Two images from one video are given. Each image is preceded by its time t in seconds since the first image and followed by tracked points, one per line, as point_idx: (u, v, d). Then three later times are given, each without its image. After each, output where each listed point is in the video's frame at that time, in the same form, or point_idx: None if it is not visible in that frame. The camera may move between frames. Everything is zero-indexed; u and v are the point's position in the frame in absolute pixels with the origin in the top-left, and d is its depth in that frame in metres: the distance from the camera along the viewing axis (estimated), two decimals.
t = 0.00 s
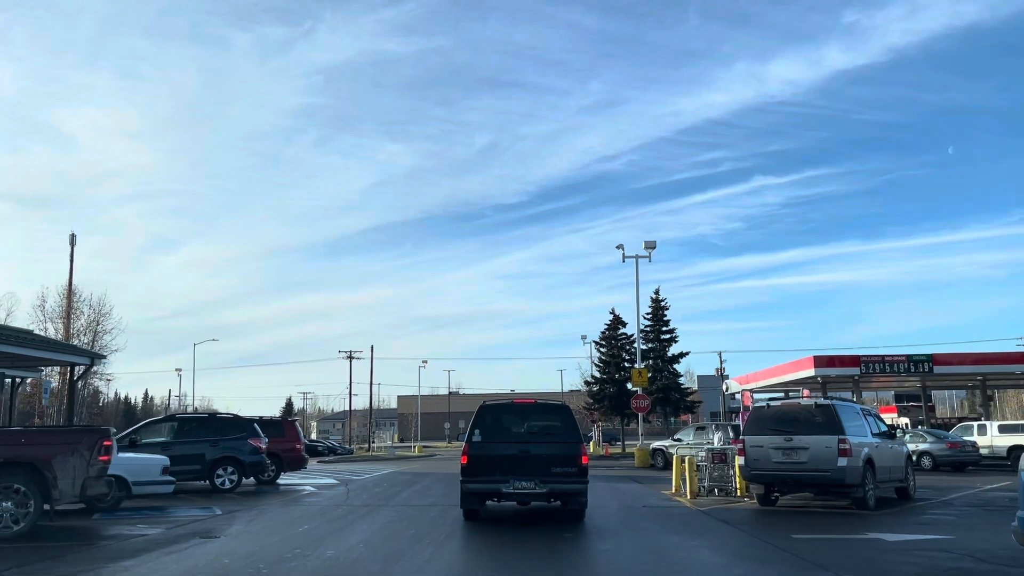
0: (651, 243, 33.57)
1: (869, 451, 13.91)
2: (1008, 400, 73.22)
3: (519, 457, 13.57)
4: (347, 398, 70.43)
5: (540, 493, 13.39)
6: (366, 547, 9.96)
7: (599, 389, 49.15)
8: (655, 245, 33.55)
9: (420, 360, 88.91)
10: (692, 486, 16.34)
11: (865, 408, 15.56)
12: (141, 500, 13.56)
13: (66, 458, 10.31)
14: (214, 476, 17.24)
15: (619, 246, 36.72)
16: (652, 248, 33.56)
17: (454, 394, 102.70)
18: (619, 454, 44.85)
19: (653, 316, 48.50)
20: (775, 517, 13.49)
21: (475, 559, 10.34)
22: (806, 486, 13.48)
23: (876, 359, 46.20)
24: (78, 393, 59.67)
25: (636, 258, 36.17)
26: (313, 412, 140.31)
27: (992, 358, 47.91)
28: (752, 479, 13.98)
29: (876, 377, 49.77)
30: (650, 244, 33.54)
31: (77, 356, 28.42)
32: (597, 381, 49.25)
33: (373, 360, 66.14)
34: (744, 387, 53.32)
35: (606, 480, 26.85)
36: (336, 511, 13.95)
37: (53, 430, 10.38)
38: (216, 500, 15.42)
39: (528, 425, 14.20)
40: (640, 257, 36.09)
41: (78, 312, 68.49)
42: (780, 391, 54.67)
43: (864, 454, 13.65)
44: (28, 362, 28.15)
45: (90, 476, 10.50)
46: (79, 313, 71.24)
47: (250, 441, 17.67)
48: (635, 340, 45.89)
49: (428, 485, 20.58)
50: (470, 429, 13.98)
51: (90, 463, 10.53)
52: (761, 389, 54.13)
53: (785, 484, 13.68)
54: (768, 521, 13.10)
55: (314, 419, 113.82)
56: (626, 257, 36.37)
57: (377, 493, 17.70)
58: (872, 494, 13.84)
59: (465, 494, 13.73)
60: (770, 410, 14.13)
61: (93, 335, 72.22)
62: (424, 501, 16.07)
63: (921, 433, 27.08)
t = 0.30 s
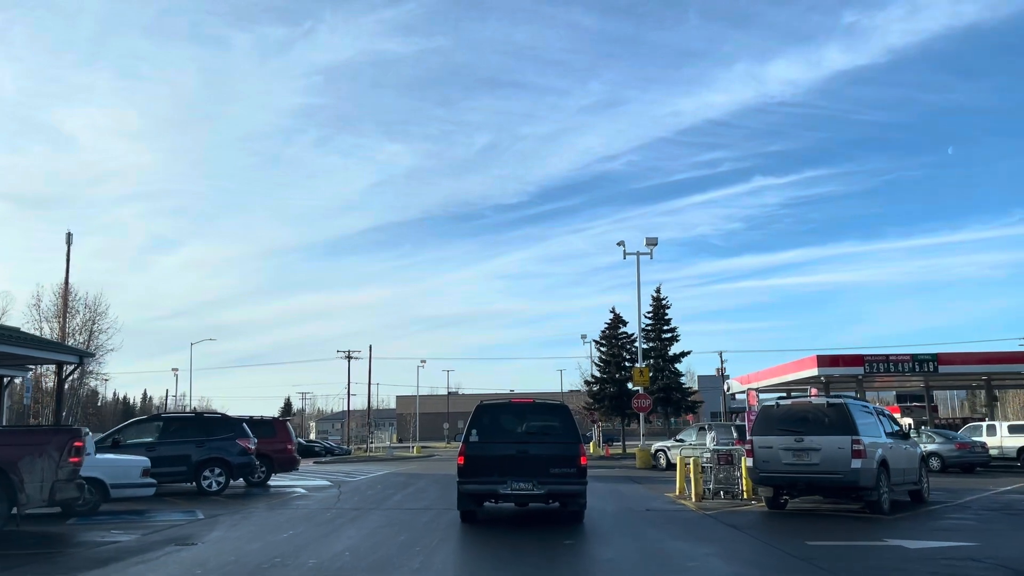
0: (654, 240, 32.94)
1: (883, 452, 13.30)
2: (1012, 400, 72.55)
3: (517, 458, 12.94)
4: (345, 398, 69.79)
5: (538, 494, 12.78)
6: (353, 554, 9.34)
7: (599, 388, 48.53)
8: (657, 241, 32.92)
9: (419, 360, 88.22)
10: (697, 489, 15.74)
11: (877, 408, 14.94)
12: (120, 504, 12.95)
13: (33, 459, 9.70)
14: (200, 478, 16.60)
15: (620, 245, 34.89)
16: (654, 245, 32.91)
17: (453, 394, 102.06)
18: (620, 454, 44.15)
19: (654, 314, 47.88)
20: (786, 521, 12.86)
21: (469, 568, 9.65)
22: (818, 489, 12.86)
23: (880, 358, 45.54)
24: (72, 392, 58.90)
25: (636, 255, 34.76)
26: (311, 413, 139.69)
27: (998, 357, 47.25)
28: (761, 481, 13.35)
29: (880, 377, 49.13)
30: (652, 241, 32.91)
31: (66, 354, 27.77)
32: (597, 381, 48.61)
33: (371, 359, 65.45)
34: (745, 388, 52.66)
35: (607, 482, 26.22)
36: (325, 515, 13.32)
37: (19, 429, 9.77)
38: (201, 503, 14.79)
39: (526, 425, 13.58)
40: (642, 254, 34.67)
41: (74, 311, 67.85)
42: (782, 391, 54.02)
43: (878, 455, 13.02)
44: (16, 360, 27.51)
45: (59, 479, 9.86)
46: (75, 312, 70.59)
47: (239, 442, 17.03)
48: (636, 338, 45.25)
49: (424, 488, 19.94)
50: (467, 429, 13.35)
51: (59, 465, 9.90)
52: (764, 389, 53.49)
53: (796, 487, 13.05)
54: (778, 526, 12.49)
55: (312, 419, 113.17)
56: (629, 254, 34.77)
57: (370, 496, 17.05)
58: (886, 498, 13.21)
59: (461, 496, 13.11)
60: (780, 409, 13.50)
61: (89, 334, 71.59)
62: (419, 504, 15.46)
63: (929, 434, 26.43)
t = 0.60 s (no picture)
0: (655, 236, 32.33)
1: (899, 454, 12.68)
2: (1016, 400, 71.83)
3: (515, 459, 12.32)
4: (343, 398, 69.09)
5: (536, 495, 12.17)
6: (336, 563, 8.69)
7: (599, 388, 47.91)
8: (658, 237, 32.31)
9: (419, 359, 87.59)
10: (703, 492, 15.12)
11: (891, 407, 14.33)
12: (97, 508, 12.29)
13: None
14: (186, 479, 15.97)
15: (621, 242, 34.26)
16: (656, 241, 32.30)
17: (453, 394, 101.39)
18: (620, 455, 43.53)
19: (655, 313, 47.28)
20: (797, 526, 12.24)
21: None
22: (831, 491, 12.23)
23: (884, 357, 44.89)
24: (67, 393, 58.18)
25: (638, 255, 34.55)
26: (310, 413, 139.26)
27: (1003, 356, 46.62)
28: (771, 484, 12.73)
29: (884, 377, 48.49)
30: (654, 237, 32.30)
31: (54, 353, 27.15)
32: (597, 381, 47.96)
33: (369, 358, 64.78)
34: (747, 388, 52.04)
35: (608, 483, 25.57)
36: (313, 519, 12.70)
37: None
38: (185, 507, 14.18)
39: (524, 425, 12.93)
40: (642, 251, 34.53)
41: (69, 311, 67.19)
42: (785, 391, 53.34)
43: (895, 456, 12.40)
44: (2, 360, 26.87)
45: (24, 483, 9.23)
46: (71, 312, 69.95)
47: (226, 443, 16.39)
48: (637, 338, 44.64)
49: (419, 490, 19.28)
50: (463, 430, 12.72)
51: (23, 467, 9.27)
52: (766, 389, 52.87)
53: (808, 491, 12.42)
54: (789, 531, 11.88)
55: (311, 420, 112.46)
56: (630, 252, 34.55)
57: (363, 498, 16.41)
58: (903, 501, 12.60)
59: (458, 498, 12.47)
60: (792, 408, 12.88)
61: (85, 334, 70.90)
62: (413, 507, 14.84)
63: (938, 434, 25.80)
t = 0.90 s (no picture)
0: (657, 233, 31.67)
1: (917, 455, 12.06)
2: (1021, 401, 71.08)
3: (513, 460, 11.70)
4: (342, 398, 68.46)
5: (535, 498, 11.55)
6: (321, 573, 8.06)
7: (599, 388, 47.28)
8: (661, 234, 31.65)
9: (418, 359, 87.00)
10: (710, 495, 14.48)
11: (907, 406, 13.69)
12: (73, 513, 11.69)
13: None
14: (171, 482, 15.34)
15: (621, 236, 31.79)
16: (658, 238, 31.65)
17: (453, 394, 100.74)
18: (621, 455, 42.89)
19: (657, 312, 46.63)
20: (811, 531, 11.62)
21: None
22: (846, 495, 11.61)
23: (889, 357, 44.21)
24: (63, 392, 57.58)
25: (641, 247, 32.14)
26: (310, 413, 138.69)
27: (1010, 356, 45.91)
28: (782, 487, 12.11)
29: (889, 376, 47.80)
30: (656, 234, 31.65)
31: (42, 351, 26.54)
32: (598, 381, 47.31)
33: (368, 358, 64.16)
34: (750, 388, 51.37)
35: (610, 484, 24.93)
36: (301, 524, 12.08)
37: None
38: (168, 510, 13.58)
39: (523, 426, 12.31)
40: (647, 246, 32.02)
41: (65, 310, 66.62)
42: (788, 390, 52.65)
43: (913, 458, 11.77)
44: None
45: None
46: (67, 311, 69.34)
47: (213, 443, 15.77)
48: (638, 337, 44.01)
49: (415, 492, 18.65)
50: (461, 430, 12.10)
51: None
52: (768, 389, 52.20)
53: (822, 494, 11.80)
54: (802, 536, 11.27)
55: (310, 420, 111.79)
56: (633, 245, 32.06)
57: (356, 501, 15.81)
58: (921, 506, 11.97)
59: (454, 500, 11.86)
60: (805, 407, 12.26)
61: (82, 333, 70.28)
62: (408, 510, 14.23)
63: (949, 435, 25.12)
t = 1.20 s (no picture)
0: (660, 230, 31.06)
1: (938, 457, 11.44)
2: None
3: (512, 461, 11.08)
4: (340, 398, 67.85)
5: (535, 500, 10.92)
6: None
7: (601, 388, 46.65)
8: (664, 230, 31.03)
9: (418, 359, 86.42)
10: (718, 498, 13.84)
11: (925, 406, 13.06)
12: (48, 518, 11.08)
13: None
14: (156, 484, 14.72)
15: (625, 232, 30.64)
16: (661, 235, 31.03)
17: (453, 395, 100.15)
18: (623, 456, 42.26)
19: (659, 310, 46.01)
20: (827, 537, 11.00)
21: None
22: (864, 498, 10.98)
23: (894, 357, 43.57)
24: (59, 392, 56.89)
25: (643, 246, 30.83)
26: (309, 413, 138.11)
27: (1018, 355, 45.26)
28: (797, 489, 11.48)
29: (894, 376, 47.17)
30: (659, 231, 31.03)
31: (31, 350, 25.92)
32: (600, 381, 46.67)
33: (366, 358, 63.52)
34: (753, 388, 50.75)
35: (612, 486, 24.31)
36: (288, 529, 11.47)
37: None
38: (152, 514, 12.97)
39: (521, 426, 11.68)
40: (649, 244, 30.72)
41: (62, 309, 65.98)
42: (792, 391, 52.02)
43: (934, 461, 11.15)
44: None
45: None
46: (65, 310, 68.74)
47: (199, 444, 15.14)
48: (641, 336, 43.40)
49: (410, 494, 18.04)
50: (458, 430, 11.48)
51: None
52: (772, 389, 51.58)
53: (839, 497, 11.17)
54: (818, 542, 10.67)
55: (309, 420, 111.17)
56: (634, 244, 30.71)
57: (349, 505, 15.21)
58: (942, 510, 11.35)
59: (450, 503, 11.24)
60: (820, 406, 11.64)
61: (79, 332, 69.61)
62: (402, 515, 13.61)
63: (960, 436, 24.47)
